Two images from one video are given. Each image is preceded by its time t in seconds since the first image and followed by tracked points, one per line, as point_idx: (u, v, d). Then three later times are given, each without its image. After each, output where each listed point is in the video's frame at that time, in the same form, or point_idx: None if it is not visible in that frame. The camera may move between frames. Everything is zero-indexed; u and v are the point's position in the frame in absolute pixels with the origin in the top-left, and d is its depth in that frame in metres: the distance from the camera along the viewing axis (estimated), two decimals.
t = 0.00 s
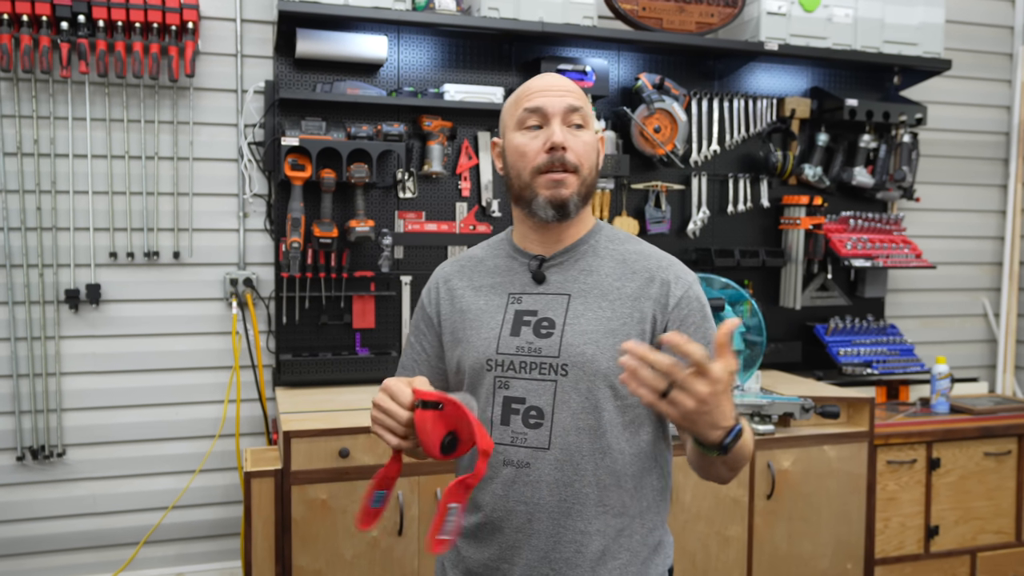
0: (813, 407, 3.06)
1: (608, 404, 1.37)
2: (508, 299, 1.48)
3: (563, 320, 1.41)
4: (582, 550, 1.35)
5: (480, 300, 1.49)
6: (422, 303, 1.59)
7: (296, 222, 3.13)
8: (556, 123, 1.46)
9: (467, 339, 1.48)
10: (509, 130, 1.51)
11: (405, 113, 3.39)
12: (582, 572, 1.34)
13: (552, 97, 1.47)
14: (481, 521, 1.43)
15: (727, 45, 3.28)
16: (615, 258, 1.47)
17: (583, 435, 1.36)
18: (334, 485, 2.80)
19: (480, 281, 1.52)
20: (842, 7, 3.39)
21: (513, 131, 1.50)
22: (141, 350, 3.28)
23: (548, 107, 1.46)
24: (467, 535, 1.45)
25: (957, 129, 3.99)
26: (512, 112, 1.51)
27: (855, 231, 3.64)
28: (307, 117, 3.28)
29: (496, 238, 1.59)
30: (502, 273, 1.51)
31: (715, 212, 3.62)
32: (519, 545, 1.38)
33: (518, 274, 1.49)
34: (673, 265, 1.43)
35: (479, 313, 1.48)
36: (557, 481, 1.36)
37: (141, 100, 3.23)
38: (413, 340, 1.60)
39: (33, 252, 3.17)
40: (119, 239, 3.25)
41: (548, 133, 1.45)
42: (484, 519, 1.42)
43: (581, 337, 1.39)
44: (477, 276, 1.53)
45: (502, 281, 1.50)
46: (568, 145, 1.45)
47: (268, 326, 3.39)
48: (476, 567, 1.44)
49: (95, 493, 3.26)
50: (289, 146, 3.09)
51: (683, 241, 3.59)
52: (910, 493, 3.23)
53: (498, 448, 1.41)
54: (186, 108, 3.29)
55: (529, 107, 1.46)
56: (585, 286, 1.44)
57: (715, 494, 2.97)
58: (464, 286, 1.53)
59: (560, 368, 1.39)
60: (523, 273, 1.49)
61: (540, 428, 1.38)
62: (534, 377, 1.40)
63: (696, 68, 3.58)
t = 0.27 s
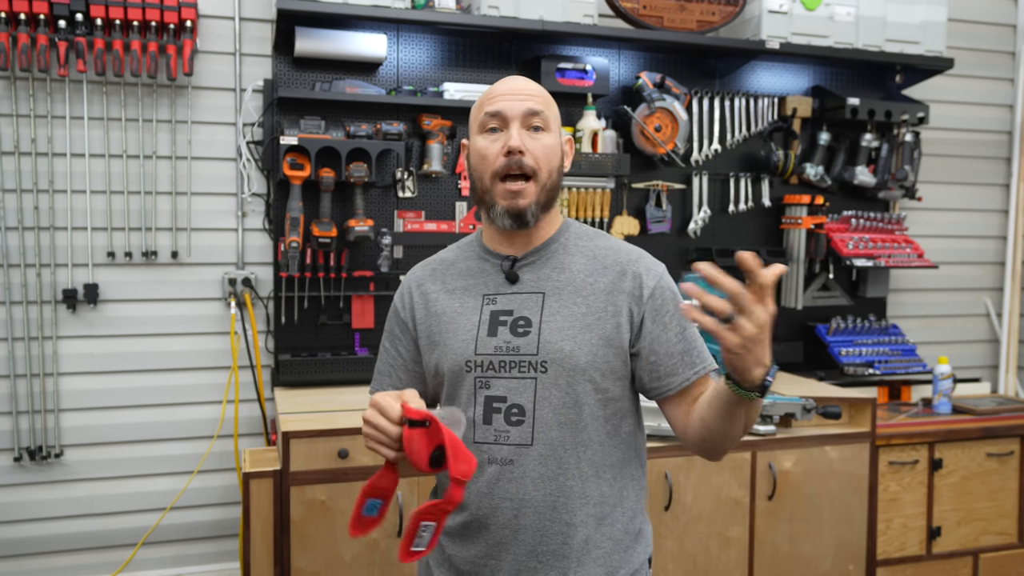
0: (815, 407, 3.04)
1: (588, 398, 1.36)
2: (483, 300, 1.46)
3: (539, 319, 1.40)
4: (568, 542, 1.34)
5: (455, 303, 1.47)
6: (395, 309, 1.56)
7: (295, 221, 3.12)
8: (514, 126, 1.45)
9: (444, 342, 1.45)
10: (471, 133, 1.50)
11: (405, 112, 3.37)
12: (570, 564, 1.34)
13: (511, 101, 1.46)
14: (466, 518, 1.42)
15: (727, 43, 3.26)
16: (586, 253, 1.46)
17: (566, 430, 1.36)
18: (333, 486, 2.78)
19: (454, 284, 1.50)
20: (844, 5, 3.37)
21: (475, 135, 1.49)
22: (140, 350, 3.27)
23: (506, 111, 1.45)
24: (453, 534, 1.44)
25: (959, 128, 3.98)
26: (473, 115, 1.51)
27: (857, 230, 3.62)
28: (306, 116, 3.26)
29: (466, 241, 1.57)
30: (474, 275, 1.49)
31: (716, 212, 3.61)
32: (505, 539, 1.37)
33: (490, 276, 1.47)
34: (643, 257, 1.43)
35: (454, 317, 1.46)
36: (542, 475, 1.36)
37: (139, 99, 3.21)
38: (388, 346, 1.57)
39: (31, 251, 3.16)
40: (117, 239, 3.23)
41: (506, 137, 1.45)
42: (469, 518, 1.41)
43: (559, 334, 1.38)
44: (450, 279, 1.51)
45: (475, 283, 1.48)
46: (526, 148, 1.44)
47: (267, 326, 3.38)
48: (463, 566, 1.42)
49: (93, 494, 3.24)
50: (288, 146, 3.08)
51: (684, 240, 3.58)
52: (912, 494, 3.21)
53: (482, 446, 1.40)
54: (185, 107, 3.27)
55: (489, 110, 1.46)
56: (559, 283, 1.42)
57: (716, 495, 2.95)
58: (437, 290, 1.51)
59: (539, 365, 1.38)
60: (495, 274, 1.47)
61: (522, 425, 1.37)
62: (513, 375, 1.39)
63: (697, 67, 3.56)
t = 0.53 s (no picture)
0: (816, 408, 3.03)
1: (578, 396, 1.39)
2: (471, 299, 1.44)
3: (530, 319, 1.41)
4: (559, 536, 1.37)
5: (442, 302, 1.45)
6: (379, 307, 1.52)
7: (294, 221, 3.10)
8: (515, 127, 1.45)
9: (433, 342, 1.44)
10: (467, 132, 1.48)
11: (404, 111, 3.35)
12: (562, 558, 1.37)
13: (511, 102, 1.45)
14: (457, 516, 1.44)
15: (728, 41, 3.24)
16: (572, 254, 1.47)
17: (555, 427, 1.38)
18: (332, 486, 2.76)
19: (441, 283, 1.47)
20: (846, 3, 3.35)
21: (471, 134, 1.47)
22: (138, 350, 3.25)
23: (507, 111, 1.44)
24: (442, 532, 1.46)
25: (961, 126, 3.96)
26: (469, 115, 1.48)
27: (859, 229, 3.61)
28: (305, 114, 3.25)
29: (448, 239, 1.55)
30: (461, 274, 1.47)
31: (717, 211, 3.59)
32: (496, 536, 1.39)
33: (479, 275, 1.46)
34: (628, 260, 1.46)
35: (443, 315, 1.44)
36: (532, 471, 1.38)
37: (137, 98, 3.20)
38: (371, 344, 1.54)
39: (28, 251, 3.14)
40: (114, 238, 3.22)
41: (507, 137, 1.44)
42: (461, 515, 1.44)
43: (549, 333, 1.39)
44: (436, 278, 1.48)
45: (462, 282, 1.46)
46: (527, 149, 1.43)
47: (266, 326, 3.36)
48: (454, 564, 1.45)
49: (91, 495, 3.23)
50: (287, 145, 3.06)
51: (685, 240, 3.56)
52: (914, 495, 3.19)
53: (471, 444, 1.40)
54: (183, 106, 3.25)
55: (489, 110, 1.44)
56: (547, 284, 1.43)
57: (717, 496, 2.94)
58: (424, 288, 1.48)
59: (530, 364, 1.39)
60: (483, 274, 1.46)
61: (513, 423, 1.38)
62: (504, 374, 1.40)
63: (698, 65, 3.54)
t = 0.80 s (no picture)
0: (818, 408, 3.02)
1: (575, 397, 1.41)
2: (472, 299, 1.43)
3: (532, 321, 1.40)
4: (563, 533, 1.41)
5: (442, 301, 1.43)
6: (375, 303, 1.48)
7: (293, 220, 3.09)
8: (521, 128, 1.42)
9: (433, 341, 1.41)
10: (472, 130, 1.45)
11: (404, 109, 3.33)
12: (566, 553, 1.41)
13: (518, 102, 1.42)
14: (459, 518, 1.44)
15: (730, 40, 3.23)
16: (572, 258, 1.47)
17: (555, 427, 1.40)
18: (331, 487, 2.74)
19: (440, 282, 1.45)
20: (848, 2, 3.34)
21: (477, 132, 1.44)
22: (136, 350, 3.23)
23: (514, 111, 1.42)
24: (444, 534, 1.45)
25: (964, 126, 3.94)
26: (475, 113, 1.45)
27: (860, 229, 3.59)
28: (304, 113, 3.23)
29: (444, 235, 1.52)
30: (462, 273, 1.45)
31: (718, 210, 3.58)
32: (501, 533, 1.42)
33: (480, 274, 1.44)
34: (626, 265, 1.47)
35: (443, 314, 1.42)
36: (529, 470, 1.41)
37: (135, 97, 3.18)
38: (366, 341, 1.49)
39: (25, 251, 3.12)
40: (112, 238, 3.20)
41: (514, 137, 1.41)
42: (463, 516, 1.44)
43: (551, 335, 1.39)
44: (436, 276, 1.46)
45: (463, 281, 1.44)
46: (533, 151, 1.41)
47: (264, 326, 3.33)
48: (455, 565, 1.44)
49: (89, 496, 3.21)
50: (285, 143, 3.04)
51: (686, 239, 3.55)
52: (916, 496, 3.18)
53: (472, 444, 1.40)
54: (181, 104, 3.24)
55: (496, 109, 1.41)
56: (549, 285, 1.42)
57: (718, 497, 2.92)
58: (423, 286, 1.45)
59: (532, 365, 1.39)
60: (484, 273, 1.45)
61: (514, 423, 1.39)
62: (505, 375, 1.39)
63: (699, 64, 3.53)
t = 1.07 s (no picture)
0: (819, 409, 3.01)
1: (578, 398, 1.39)
2: (474, 299, 1.42)
3: (534, 322, 1.39)
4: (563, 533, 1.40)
5: (444, 301, 1.42)
6: (379, 303, 1.48)
7: (292, 220, 3.07)
8: (529, 130, 1.40)
9: (435, 342, 1.40)
10: (480, 128, 1.43)
11: (403, 108, 3.32)
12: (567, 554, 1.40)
13: (527, 103, 1.40)
14: (460, 518, 1.42)
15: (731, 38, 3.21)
16: (575, 258, 1.45)
17: (558, 429, 1.38)
18: (330, 488, 2.73)
19: (443, 282, 1.44)
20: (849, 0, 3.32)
21: (484, 131, 1.42)
22: (134, 350, 3.22)
23: (522, 113, 1.40)
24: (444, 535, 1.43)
25: (966, 124, 3.92)
26: (483, 111, 1.43)
27: (862, 229, 3.57)
28: (303, 112, 3.21)
29: (447, 234, 1.51)
30: (464, 272, 1.44)
31: (719, 210, 3.56)
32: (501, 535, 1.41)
33: (482, 274, 1.43)
34: (629, 265, 1.44)
35: (445, 315, 1.41)
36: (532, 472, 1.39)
37: (133, 96, 3.16)
38: (371, 341, 1.49)
39: (22, 251, 3.10)
40: (110, 237, 3.18)
41: (520, 139, 1.39)
42: (464, 517, 1.42)
43: (553, 337, 1.38)
44: (438, 276, 1.45)
45: (465, 281, 1.43)
46: (539, 154, 1.39)
47: (263, 326, 3.31)
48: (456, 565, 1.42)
49: (86, 497, 3.19)
50: (284, 142, 3.02)
51: (687, 239, 3.53)
52: (918, 496, 3.16)
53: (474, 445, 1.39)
54: (179, 103, 3.22)
55: (504, 110, 1.39)
56: (551, 286, 1.41)
57: (719, 498, 2.90)
58: (426, 286, 1.44)
59: (534, 366, 1.38)
60: (487, 273, 1.43)
61: (517, 424, 1.38)
62: (507, 376, 1.38)
63: (700, 63, 3.51)
